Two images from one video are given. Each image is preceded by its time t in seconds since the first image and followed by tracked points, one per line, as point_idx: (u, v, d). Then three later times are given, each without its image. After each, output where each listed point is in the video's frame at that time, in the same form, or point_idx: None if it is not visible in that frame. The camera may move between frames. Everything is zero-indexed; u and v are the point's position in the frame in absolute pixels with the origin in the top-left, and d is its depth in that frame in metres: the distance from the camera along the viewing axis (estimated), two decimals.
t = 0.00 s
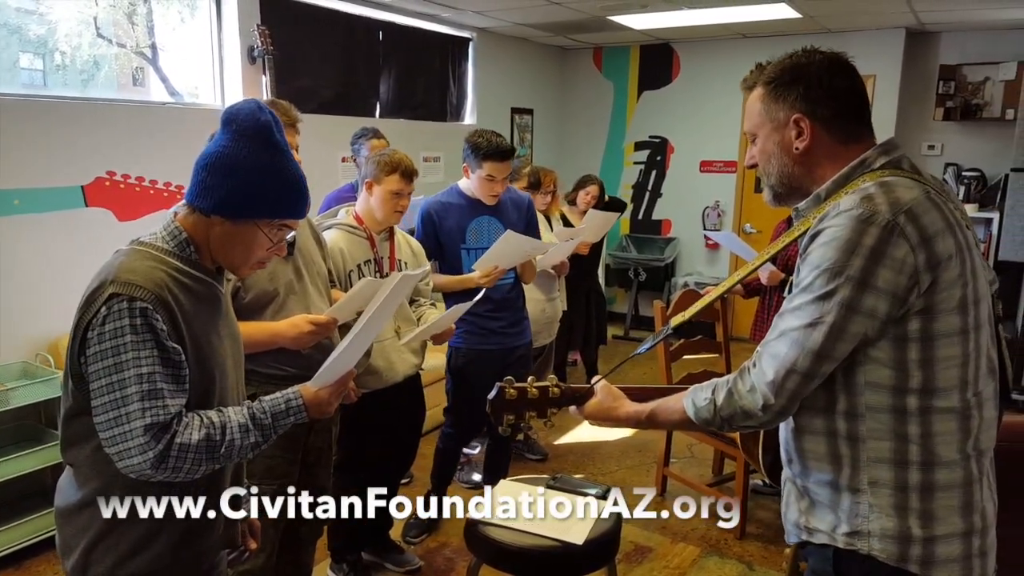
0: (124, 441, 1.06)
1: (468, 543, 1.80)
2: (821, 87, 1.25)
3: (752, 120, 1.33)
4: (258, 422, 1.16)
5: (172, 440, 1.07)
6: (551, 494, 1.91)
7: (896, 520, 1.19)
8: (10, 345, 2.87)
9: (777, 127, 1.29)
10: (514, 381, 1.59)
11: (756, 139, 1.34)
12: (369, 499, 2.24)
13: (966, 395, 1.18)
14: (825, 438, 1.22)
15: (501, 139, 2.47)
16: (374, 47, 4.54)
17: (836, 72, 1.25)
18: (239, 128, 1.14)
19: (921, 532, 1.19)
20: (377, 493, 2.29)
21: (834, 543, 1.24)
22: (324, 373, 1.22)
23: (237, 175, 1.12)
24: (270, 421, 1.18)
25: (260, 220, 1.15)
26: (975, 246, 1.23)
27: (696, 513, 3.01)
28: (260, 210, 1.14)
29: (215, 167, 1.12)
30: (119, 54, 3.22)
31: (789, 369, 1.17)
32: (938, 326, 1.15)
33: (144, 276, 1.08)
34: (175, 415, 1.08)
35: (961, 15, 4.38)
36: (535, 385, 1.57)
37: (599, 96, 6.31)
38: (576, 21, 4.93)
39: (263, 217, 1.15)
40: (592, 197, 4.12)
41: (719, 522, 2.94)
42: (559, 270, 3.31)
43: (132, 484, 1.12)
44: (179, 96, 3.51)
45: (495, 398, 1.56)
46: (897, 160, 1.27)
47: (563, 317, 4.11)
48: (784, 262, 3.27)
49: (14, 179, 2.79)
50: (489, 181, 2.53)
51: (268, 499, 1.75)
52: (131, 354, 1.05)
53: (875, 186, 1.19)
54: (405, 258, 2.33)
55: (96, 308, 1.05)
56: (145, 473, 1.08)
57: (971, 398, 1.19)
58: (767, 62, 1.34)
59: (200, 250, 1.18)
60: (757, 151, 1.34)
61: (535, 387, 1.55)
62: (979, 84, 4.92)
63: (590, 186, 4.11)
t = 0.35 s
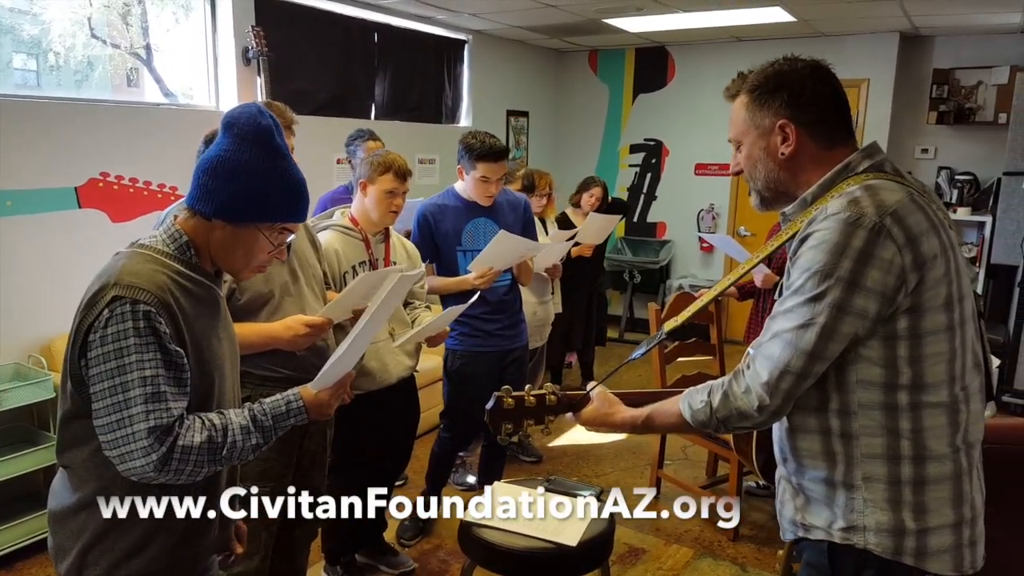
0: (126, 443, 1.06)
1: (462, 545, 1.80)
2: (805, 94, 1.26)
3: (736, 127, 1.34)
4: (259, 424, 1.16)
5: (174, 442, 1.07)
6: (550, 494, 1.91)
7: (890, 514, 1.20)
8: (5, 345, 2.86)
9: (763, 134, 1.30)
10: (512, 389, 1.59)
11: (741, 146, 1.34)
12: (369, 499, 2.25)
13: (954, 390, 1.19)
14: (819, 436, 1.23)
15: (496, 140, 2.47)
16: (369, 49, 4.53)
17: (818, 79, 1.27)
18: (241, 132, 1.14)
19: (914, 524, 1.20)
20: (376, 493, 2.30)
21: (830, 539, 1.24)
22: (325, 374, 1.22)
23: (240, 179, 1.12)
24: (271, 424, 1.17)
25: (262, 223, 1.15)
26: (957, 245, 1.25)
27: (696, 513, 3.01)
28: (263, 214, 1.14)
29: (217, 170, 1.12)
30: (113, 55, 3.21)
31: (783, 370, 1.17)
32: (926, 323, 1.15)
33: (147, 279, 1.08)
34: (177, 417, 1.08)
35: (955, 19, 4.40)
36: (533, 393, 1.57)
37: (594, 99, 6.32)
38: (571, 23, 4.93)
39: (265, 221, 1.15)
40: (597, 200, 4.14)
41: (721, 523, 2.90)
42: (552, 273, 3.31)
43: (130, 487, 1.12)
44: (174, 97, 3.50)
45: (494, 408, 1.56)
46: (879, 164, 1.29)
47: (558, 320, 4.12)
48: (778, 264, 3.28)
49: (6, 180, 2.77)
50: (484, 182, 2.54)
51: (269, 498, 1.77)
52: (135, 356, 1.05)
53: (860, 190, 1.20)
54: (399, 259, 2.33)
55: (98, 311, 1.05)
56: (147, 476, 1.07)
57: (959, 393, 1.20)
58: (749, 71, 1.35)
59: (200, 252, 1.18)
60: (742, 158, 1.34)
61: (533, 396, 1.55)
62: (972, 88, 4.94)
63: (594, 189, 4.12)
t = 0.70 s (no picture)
0: (122, 444, 1.05)
1: (456, 547, 1.79)
2: (784, 100, 1.26)
3: (719, 135, 1.34)
4: (254, 422, 1.16)
5: (171, 441, 1.07)
6: (550, 494, 1.91)
7: (887, 499, 1.19)
8: None
9: (745, 141, 1.30)
10: (514, 396, 1.60)
11: (725, 154, 1.34)
12: (369, 499, 2.25)
13: (942, 377, 1.19)
14: (815, 427, 1.23)
15: (481, 139, 2.47)
16: (364, 48, 4.52)
17: (796, 87, 1.28)
18: (228, 130, 1.13)
19: (910, 509, 1.20)
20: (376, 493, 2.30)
21: (829, 526, 1.24)
22: (318, 370, 1.22)
23: (229, 177, 1.11)
24: (266, 421, 1.17)
25: (252, 220, 1.15)
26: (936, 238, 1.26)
27: (696, 513, 2.98)
28: (253, 210, 1.14)
29: (205, 169, 1.11)
30: (107, 53, 3.19)
31: (777, 365, 1.17)
32: (912, 314, 1.16)
33: (139, 278, 1.07)
34: (172, 416, 1.08)
35: (948, 20, 4.43)
36: (534, 399, 1.57)
37: (589, 99, 6.32)
38: (567, 24, 4.94)
39: (255, 217, 1.14)
40: (597, 199, 4.14)
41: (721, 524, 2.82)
42: (544, 273, 3.31)
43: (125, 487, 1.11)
44: (168, 96, 3.49)
45: (497, 415, 1.57)
46: (860, 165, 1.29)
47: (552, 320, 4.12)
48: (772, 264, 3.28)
49: None
50: (467, 180, 2.53)
51: (269, 498, 1.76)
52: (128, 356, 1.04)
53: (843, 189, 1.20)
54: (394, 259, 2.32)
55: (89, 312, 1.04)
56: (143, 475, 1.06)
57: (947, 380, 1.20)
58: (727, 82, 1.36)
59: (190, 252, 1.17)
60: (726, 165, 1.35)
61: (535, 401, 1.56)
62: (965, 89, 4.96)
63: (594, 188, 4.13)
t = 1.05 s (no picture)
0: (105, 439, 1.04)
1: (450, 545, 1.79)
2: (777, 100, 1.27)
3: (713, 135, 1.34)
4: (240, 419, 1.15)
5: (154, 437, 1.06)
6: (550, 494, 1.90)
7: (879, 480, 1.21)
8: None
9: (740, 139, 1.30)
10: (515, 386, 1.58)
11: (719, 153, 1.33)
12: (370, 500, 2.25)
13: (930, 362, 1.22)
14: (809, 412, 1.24)
15: (465, 139, 2.47)
16: (360, 46, 4.50)
17: (788, 87, 1.28)
18: (221, 127, 1.12)
19: (900, 489, 1.21)
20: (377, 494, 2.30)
21: (823, 508, 1.25)
22: (306, 369, 1.21)
23: (220, 176, 1.10)
24: (252, 418, 1.16)
25: (244, 217, 1.13)
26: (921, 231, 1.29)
27: (696, 513, 2.98)
28: (245, 207, 1.12)
29: (196, 165, 1.10)
30: (101, 50, 3.17)
31: (777, 352, 1.17)
32: (904, 303, 1.18)
33: (126, 273, 1.06)
34: (157, 412, 1.07)
35: (944, 20, 4.43)
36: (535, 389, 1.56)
37: (585, 97, 6.32)
38: (564, 22, 4.94)
39: (247, 215, 1.13)
40: (596, 199, 4.14)
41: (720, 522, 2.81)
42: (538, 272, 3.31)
43: (112, 482, 1.11)
44: (162, 93, 3.47)
45: (500, 404, 1.54)
46: (852, 162, 1.29)
47: (546, 319, 4.11)
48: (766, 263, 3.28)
49: None
50: (451, 179, 2.52)
51: (269, 499, 1.77)
52: (113, 350, 1.03)
53: (839, 184, 1.21)
54: (389, 258, 2.31)
55: (75, 306, 1.03)
56: (126, 471, 1.05)
57: (934, 365, 1.23)
58: (720, 84, 1.36)
59: (181, 247, 1.16)
60: (720, 163, 1.34)
61: (536, 390, 1.54)
62: (959, 90, 4.98)
63: (592, 188, 4.13)
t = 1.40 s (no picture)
0: (90, 436, 1.03)
1: (442, 544, 1.78)
2: (781, 95, 1.27)
3: (716, 129, 1.33)
4: (227, 416, 1.14)
5: (139, 433, 1.05)
6: (549, 494, 1.89)
7: (867, 466, 1.22)
8: None
9: (744, 133, 1.30)
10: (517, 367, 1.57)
11: (722, 147, 1.33)
12: (368, 500, 2.24)
13: (919, 355, 1.25)
14: (802, 401, 1.25)
15: (458, 135, 2.46)
16: (352, 43, 4.49)
17: (792, 83, 1.29)
18: (203, 119, 1.12)
19: (886, 475, 1.23)
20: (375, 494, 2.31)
21: (811, 492, 1.25)
22: (294, 363, 1.20)
23: (202, 167, 1.10)
24: (239, 415, 1.15)
25: (228, 210, 1.13)
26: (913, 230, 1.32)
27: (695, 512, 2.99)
28: (230, 199, 1.12)
29: (179, 158, 1.10)
30: (92, 46, 3.15)
31: (778, 341, 1.17)
32: (901, 298, 1.21)
33: (110, 269, 1.06)
34: (141, 408, 1.06)
35: (936, 20, 4.45)
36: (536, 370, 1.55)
37: (578, 95, 6.32)
38: (557, 20, 4.93)
39: (232, 206, 1.12)
40: (589, 197, 4.14)
41: (719, 521, 2.84)
42: (531, 270, 3.30)
43: (97, 480, 1.10)
44: (154, 89, 3.44)
45: (500, 384, 1.54)
46: (852, 160, 1.31)
47: (540, 318, 4.11)
48: (758, 262, 3.28)
49: None
50: (443, 175, 2.51)
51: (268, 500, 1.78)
52: (96, 346, 1.02)
53: (844, 180, 1.22)
54: (383, 255, 2.30)
55: (58, 303, 1.02)
56: (111, 468, 1.05)
57: (922, 358, 1.26)
58: (722, 79, 1.36)
59: (166, 244, 1.15)
60: (723, 157, 1.34)
61: (536, 372, 1.53)
62: (951, 89, 5.00)
63: (586, 186, 4.14)
